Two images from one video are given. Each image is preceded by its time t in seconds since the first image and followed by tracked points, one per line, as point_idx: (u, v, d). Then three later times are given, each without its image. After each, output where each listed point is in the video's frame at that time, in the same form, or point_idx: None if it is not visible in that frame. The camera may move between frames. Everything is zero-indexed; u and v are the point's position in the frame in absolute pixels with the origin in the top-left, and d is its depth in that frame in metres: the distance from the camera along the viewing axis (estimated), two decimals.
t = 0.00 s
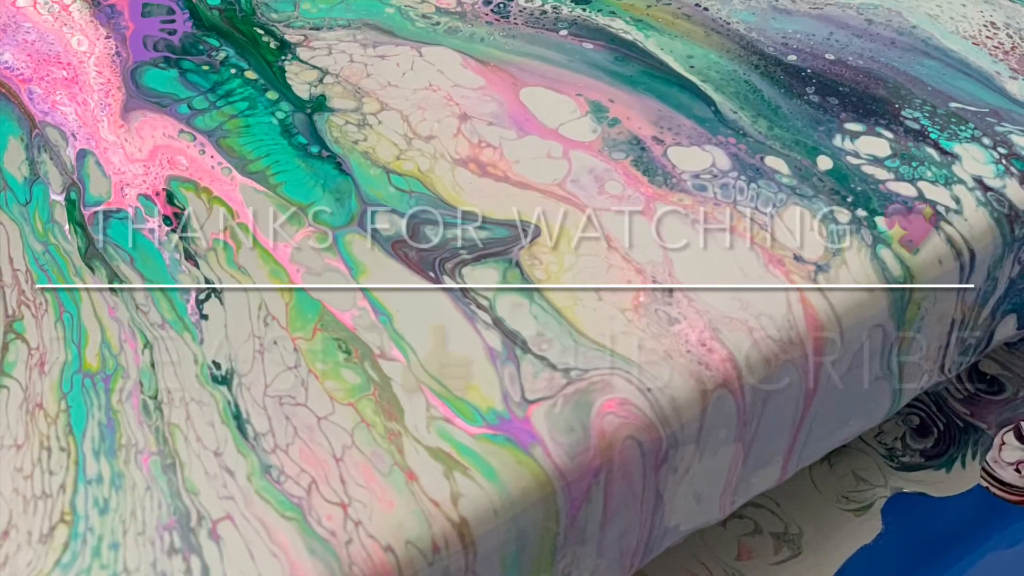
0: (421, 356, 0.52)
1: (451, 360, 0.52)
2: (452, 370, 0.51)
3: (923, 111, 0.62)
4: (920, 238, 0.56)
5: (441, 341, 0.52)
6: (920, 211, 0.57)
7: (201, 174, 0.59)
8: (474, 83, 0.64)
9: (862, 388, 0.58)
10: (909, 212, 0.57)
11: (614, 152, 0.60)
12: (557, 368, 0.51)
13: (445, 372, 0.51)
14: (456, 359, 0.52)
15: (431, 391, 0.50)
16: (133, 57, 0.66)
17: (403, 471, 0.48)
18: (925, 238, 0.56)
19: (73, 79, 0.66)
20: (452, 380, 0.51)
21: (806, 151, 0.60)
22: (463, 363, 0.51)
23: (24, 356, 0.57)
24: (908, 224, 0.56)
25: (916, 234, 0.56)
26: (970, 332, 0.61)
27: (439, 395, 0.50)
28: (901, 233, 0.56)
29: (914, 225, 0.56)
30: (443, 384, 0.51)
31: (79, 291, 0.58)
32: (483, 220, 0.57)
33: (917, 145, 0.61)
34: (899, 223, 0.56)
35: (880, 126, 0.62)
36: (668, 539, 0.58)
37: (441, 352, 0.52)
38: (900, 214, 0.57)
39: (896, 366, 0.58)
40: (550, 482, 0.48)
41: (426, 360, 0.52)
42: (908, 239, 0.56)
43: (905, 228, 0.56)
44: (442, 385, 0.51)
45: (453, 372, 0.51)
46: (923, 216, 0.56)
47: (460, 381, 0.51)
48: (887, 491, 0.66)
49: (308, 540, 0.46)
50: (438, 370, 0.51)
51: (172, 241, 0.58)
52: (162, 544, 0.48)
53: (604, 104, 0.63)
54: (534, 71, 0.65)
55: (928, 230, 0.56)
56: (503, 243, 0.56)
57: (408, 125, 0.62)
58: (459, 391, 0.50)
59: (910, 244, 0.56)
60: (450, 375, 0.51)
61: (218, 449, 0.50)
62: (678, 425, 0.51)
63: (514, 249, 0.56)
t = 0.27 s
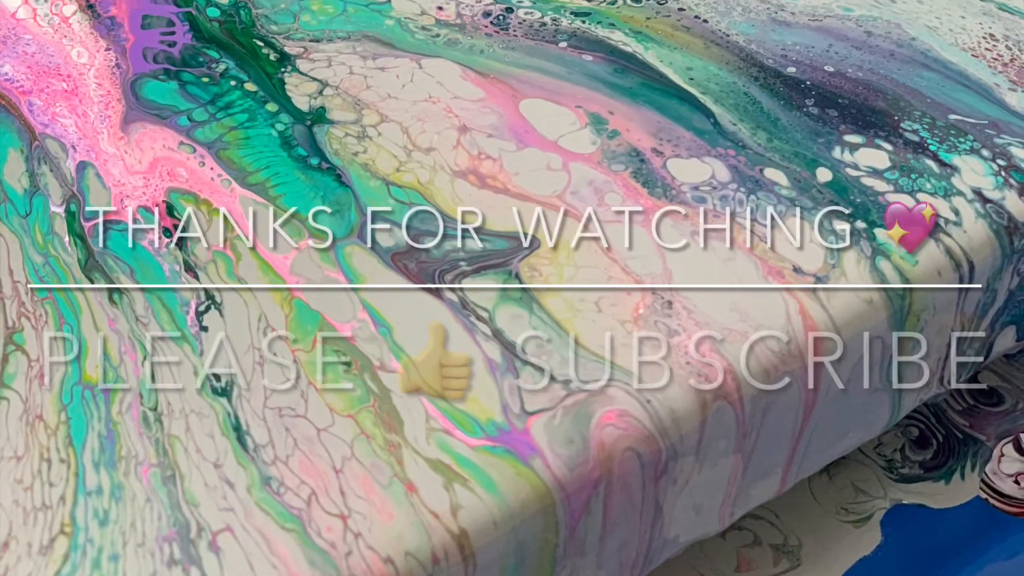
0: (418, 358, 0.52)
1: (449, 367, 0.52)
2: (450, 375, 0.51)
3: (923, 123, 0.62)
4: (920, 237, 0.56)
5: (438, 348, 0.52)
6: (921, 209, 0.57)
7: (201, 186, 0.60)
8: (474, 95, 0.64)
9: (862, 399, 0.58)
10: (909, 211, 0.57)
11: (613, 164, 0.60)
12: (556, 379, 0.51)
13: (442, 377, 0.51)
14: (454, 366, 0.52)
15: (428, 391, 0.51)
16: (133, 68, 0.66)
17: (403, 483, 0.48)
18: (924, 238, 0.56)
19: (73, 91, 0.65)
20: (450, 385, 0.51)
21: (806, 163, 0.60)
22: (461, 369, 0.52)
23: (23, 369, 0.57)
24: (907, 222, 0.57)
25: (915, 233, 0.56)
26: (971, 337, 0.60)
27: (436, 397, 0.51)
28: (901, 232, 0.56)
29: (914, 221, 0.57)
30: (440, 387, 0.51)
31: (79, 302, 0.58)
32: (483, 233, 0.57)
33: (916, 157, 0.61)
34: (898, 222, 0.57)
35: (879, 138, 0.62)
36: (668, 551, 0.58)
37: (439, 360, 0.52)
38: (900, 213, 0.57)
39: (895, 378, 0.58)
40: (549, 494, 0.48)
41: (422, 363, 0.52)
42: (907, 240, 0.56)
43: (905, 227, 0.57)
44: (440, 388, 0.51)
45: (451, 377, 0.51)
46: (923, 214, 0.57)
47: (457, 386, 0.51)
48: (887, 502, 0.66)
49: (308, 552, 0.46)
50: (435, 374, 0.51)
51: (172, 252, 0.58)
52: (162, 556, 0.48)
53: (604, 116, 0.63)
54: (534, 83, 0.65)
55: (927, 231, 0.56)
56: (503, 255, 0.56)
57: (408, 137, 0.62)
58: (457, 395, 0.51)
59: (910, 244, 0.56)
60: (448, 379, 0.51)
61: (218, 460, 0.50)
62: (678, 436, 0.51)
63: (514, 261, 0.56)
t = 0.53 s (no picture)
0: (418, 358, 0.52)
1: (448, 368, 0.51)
2: (450, 375, 0.51)
3: (922, 135, 0.62)
4: (920, 237, 0.57)
5: (437, 350, 0.52)
6: (921, 209, 0.58)
7: (201, 198, 0.60)
8: (473, 107, 0.64)
9: (861, 411, 0.58)
10: (909, 211, 0.58)
11: (612, 176, 0.60)
12: (556, 392, 0.51)
13: (442, 377, 0.51)
14: (454, 367, 0.52)
15: (428, 392, 0.51)
16: (133, 80, 0.66)
17: (402, 494, 0.48)
18: (923, 239, 0.57)
19: (73, 103, 0.65)
20: (450, 386, 0.51)
21: (805, 175, 0.60)
22: (460, 369, 0.52)
23: (21, 379, 0.59)
24: (908, 223, 0.57)
25: (916, 234, 0.57)
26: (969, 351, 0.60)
27: (436, 398, 0.51)
28: (900, 232, 0.57)
29: (914, 221, 0.57)
30: (440, 388, 0.51)
31: (80, 313, 0.58)
32: (483, 245, 0.57)
33: (916, 168, 0.61)
34: (898, 222, 0.57)
35: (878, 149, 0.62)
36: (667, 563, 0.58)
37: (438, 361, 0.52)
38: (900, 213, 0.58)
39: (894, 390, 0.58)
40: (549, 505, 0.48)
41: (422, 364, 0.52)
42: (907, 240, 0.57)
43: (905, 227, 0.57)
44: (440, 388, 0.51)
45: (451, 378, 0.51)
46: (923, 215, 0.57)
47: (458, 387, 0.51)
48: (887, 514, 0.66)
49: (308, 563, 0.46)
50: (435, 375, 0.51)
51: (172, 264, 0.58)
52: (162, 567, 0.49)
53: (603, 128, 0.63)
54: (533, 95, 0.65)
55: (927, 231, 0.57)
56: (503, 266, 0.56)
57: (407, 149, 0.62)
58: (457, 397, 0.51)
59: (910, 244, 0.57)
60: (447, 379, 0.51)
61: (218, 472, 0.51)
62: (677, 448, 0.51)
63: (513, 273, 0.56)
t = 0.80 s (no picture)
0: (418, 359, 0.53)
1: (448, 368, 0.52)
2: (450, 375, 0.52)
3: (921, 147, 0.62)
4: (919, 238, 0.57)
5: (437, 350, 0.53)
6: (921, 209, 0.58)
7: (201, 209, 0.60)
8: (473, 119, 0.64)
9: (860, 423, 0.58)
10: (909, 211, 0.58)
11: (612, 188, 0.60)
12: (555, 404, 0.51)
13: (442, 377, 0.52)
14: (454, 367, 0.52)
15: (428, 392, 0.52)
16: (133, 92, 0.66)
17: (402, 506, 0.48)
18: (923, 240, 0.57)
19: (72, 115, 0.66)
20: (451, 386, 0.52)
21: (804, 186, 0.60)
22: (460, 369, 0.52)
23: (22, 393, 0.59)
24: (908, 223, 0.58)
25: (916, 234, 0.57)
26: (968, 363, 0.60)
27: (436, 397, 0.52)
28: (900, 232, 0.57)
29: (914, 221, 0.58)
30: (441, 388, 0.52)
31: (80, 325, 0.58)
32: (482, 256, 0.57)
33: (915, 180, 0.61)
34: (898, 222, 0.58)
35: (877, 161, 0.62)
36: None
37: (439, 361, 0.52)
38: (900, 213, 0.58)
39: (893, 402, 0.58)
40: (549, 517, 0.48)
41: (422, 364, 0.52)
42: (907, 240, 0.57)
43: (905, 227, 0.57)
44: (440, 388, 0.52)
45: (451, 377, 0.52)
46: (923, 215, 0.58)
47: (458, 387, 0.52)
48: (886, 526, 0.66)
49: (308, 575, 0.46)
50: (435, 375, 0.52)
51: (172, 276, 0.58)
52: None
53: (603, 140, 0.63)
54: (533, 107, 0.65)
55: (927, 231, 0.57)
56: (502, 278, 0.56)
57: (407, 161, 0.62)
58: (457, 397, 0.52)
59: (910, 244, 0.57)
60: (447, 379, 0.52)
61: (218, 484, 0.51)
62: (676, 460, 0.51)
63: (513, 284, 0.56)
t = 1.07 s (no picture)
0: (418, 358, 0.53)
1: (448, 369, 0.52)
2: (450, 375, 0.52)
3: (920, 159, 0.62)
4: (920, 237, 0.58)
5: (437, 350, 0.53)
6: (921, 209, 0.59)
7: (201, 221, 0.60)
8: (472, 130, 0.64)
9: (859, 435, 0.58)
10: (909, 211, 0.59)
11: (611, 199, 0.60)
12: (555, 416, 0.51)
13: (442, 377, 0.52)
14: (454, 366, 0.53)
15: (428, 392, 0.52)
16: (133, 104, 0.66)
17: (402, 518, 0.48)
18: (923, 239, 0.58)
19: (72, 126, 0.66)
20: (450, 386, 0.52)
21: (803, 198, 0.60)
22: (461, 369, 0.53)
23: (21, 404, 0.59)
24: (908, 223, 0.58)
25: (916, 234, 0.58)
26: (967, 380, 0.60)
27: (436, 397, 0.52)
28: (901, 232, 0.58)
29: (914, 221, 0.58)
30: (440, 388, 0.52)
31: (79, 337, 0.58)
32: (482, 268, 0.57)
33: (914, 192, 0.61)
34: (898, 222, 0.58)
35: (876, 173, 0.62)
36: None
37: (439, 361, 0.53)
38: (900, 213, 0.59)
39: (893, 414, 0.58)
40: (548, 529, 0.48)
41: (422, 364, 0.53)
42: (907, 240, 0.58)
43: (905, 227, 0.58)
44: (440, 388, 0.52)
45: (451, 378, 0.52)
46: (923, 215, 0.58)
47: (457, 386, 0.52)
48: (886, 537, 0.66)
49: None
50: (434, 375, 0.52)
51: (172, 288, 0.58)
52: None
53: (602, 152, 0.63)
54: (533, 119, 0.65)
55: (927, 231, 0.58)
56: (502, 290, 0.56)
57: (407, 172, 0.62)
58: (457, 397, 0.52)
59: (910, 244, 0.58)
60: (447, 379, 0.52)
61: (218, 495, 0.51)
62: (676, 472, 0.51)
63: (513, 296, 0.56)
